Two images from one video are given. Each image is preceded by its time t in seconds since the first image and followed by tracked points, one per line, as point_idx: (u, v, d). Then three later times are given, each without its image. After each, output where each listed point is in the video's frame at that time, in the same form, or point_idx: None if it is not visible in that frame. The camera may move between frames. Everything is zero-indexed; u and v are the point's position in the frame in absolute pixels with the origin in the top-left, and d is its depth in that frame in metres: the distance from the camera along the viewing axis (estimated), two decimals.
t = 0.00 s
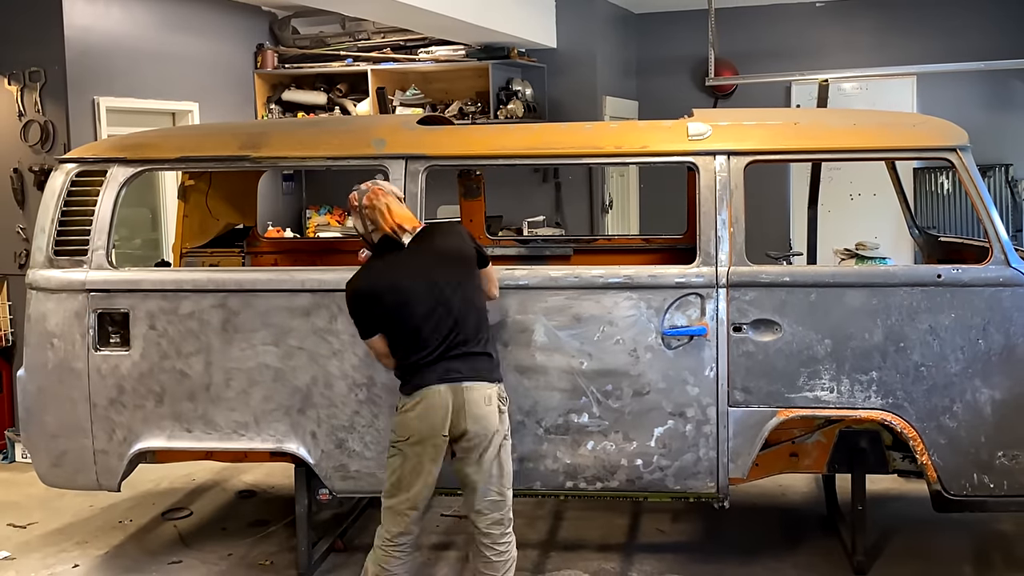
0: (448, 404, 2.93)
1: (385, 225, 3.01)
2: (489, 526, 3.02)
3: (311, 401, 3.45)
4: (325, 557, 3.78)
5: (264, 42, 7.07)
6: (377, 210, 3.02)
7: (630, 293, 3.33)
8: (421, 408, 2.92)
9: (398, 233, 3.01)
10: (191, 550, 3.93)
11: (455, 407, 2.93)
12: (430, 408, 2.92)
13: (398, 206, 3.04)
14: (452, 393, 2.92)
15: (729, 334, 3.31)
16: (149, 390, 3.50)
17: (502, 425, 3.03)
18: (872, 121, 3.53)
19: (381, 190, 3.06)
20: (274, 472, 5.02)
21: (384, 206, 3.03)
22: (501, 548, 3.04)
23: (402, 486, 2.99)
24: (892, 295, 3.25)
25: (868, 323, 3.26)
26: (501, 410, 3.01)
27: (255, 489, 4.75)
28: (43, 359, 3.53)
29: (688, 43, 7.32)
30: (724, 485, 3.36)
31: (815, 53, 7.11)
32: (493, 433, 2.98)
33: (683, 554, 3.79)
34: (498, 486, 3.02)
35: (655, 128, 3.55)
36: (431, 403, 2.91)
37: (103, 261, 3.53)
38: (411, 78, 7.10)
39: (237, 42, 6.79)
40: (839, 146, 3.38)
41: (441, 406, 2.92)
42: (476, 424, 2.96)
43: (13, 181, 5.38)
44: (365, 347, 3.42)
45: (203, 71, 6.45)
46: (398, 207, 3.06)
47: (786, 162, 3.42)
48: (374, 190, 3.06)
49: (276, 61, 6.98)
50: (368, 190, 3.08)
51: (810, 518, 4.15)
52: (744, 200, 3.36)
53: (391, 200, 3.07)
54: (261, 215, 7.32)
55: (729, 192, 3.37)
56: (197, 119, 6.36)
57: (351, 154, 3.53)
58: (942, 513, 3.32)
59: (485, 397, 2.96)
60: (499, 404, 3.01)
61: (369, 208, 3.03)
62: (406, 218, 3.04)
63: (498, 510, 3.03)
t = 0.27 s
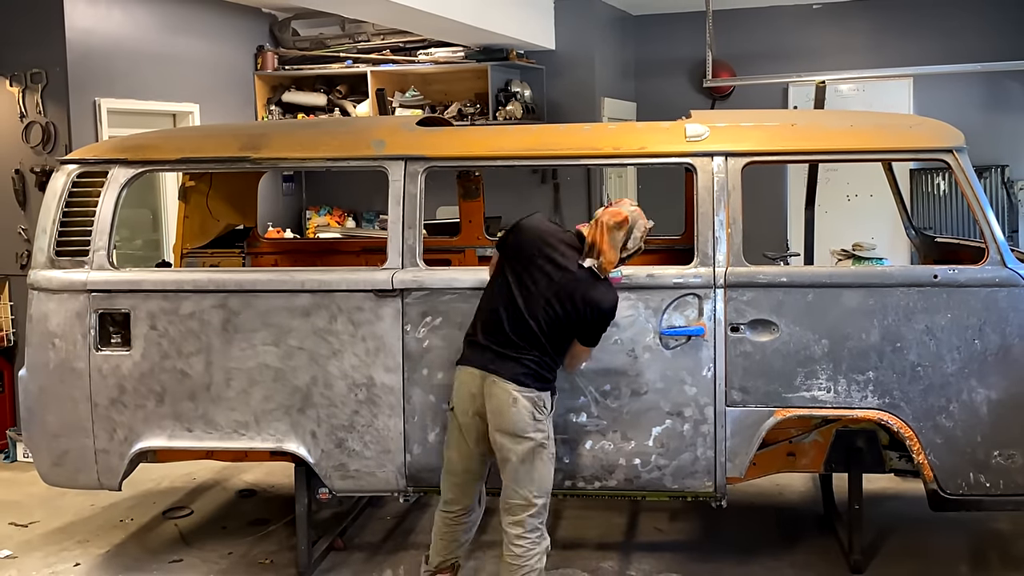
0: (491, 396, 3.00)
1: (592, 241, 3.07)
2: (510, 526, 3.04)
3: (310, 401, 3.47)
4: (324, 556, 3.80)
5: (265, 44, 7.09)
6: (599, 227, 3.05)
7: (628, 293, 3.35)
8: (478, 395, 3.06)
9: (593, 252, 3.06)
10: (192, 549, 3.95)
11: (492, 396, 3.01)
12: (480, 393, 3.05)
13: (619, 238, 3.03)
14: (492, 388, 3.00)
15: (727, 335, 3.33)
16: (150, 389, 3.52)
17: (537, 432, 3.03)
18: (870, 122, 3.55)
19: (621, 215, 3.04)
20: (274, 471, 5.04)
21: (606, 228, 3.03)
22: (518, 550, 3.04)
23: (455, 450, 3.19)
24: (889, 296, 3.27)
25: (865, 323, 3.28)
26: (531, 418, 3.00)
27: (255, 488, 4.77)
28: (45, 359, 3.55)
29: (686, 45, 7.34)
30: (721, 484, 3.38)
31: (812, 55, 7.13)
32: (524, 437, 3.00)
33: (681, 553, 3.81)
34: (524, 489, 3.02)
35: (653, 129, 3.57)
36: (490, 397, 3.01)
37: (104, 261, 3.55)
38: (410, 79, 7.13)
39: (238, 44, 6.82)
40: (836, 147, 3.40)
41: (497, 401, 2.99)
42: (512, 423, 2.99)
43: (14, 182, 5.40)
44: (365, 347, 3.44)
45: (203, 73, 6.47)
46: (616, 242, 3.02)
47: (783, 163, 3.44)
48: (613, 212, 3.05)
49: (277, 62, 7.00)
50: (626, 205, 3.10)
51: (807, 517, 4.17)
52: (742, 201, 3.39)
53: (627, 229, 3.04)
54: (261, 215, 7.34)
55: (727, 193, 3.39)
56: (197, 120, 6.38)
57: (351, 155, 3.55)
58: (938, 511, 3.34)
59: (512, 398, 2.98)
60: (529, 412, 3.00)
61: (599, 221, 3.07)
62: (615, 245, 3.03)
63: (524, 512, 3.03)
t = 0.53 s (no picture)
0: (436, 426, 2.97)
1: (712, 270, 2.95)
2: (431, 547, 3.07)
3: (310, 401, 3.49)
4: (324, 555, 3.82)
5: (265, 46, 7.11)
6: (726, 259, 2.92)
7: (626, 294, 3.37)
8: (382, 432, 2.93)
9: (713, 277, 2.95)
10: (192, 548, 3.97)
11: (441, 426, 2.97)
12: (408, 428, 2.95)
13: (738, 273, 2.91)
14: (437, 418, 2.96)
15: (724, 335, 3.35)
16: (151, 389, 3.54)
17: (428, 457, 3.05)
18: (866, 123, 3.57)
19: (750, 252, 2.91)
20: (275, 470, 5.07)
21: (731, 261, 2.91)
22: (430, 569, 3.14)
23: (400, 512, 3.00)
24: (885, 296, 3.29)
25: (861, 323, 3.30)
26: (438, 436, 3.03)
27: (255, 488, 4.79)
28: (47, 359, 3.57)
29: (685, 46, 7.36)
30: (719, 483, 3.40)
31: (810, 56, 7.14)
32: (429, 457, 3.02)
33: (679, 552, 3.83)
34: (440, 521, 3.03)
35: (651, 131, 3.58)
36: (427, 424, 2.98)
37: (105, 262, 3.57)
38: (410, 81, 7.14)
39: (238, 46, 6.84)
40: (833, 148, 3.42)
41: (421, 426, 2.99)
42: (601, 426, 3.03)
43: (16, 183, 5.43)
44: (365, 347, 3.46)
45: (204, 74, 6.49)
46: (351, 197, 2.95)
47: (780, 164, 3.46)
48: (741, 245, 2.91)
49: (277, 64, 7.01)
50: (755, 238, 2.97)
51: (805, 516, 4.19)
52: (739, 202, 3.41)
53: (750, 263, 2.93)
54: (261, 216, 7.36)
55: (724, 194, 3.41)
56: (198, 121, 6.41)
57: (351, 157, 3.57)
58: (934, 510, 3.36)
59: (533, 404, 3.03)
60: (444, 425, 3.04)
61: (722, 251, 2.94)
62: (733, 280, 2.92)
63: (638, 513, 3.06)
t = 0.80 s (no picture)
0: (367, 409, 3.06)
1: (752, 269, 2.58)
2: (422, 518, 3.12)
3: (311, 400, 3.51)
4: (324, 553, 3.84)
5: (265, 48, 7.13)
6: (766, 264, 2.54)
7: (625, 294, 3.39)
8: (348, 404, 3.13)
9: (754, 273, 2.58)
10: (193, 547, 3.99)
11: (398, 410, 3.05)
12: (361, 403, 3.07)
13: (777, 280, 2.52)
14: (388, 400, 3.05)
15: (722, 335, 3.37)
16: (152, 389, 3.56)
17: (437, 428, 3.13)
18: (864, 125, 3.59)
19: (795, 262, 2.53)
20: (275, 469, 5.09)
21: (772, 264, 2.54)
22: (436, 541, 3.14)
23: (345, 479, 3.18)
24: (882, 296, 3.31)
25: (858, 323, 3.32)
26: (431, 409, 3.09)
27: (255, 487, 4.81)
28: (48, 359, 3.59)
29: (683, 47, 7.38)
30: (717, 482, 3.42)
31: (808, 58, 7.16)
32: (424, 427, 3.07)
33: (677, 551, 3.85)
34: (436, 477, 3.12)
35: (649, 132, 3.61)
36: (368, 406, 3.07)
37: (106, 262, 3.59)
38: (410, 82, 7.15)
39: (239, 48, 6.86)
40: (830, 149, 3.44)
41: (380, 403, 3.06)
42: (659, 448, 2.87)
43: (18, 184, 5.45)
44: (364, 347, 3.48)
45: (204, 76, 6.51)
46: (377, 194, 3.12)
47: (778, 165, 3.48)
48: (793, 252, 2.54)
49: (277, 65, 7.03)
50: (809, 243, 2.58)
51: (802, 515, 4.21)
52: (737, 203, 3.43)
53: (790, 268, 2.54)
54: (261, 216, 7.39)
55: (722, 195, 3.43)
56: (198, 123, 6.43)
57: (351, 158, 3.59)
58: (931, 509, 3.38)
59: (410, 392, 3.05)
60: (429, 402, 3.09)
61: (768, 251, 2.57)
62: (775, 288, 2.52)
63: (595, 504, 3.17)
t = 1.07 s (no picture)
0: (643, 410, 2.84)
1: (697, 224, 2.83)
2: (618, 534, 2.92)
3: (311, 400, 3.53)
4: (324, 552, 3.86)
5: (265, 49, 7.15)
6: (703, 210, 2.79)
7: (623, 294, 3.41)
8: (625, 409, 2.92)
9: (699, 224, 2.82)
10: (193, 546, 4.01)
11: (634, 410, 2.87)
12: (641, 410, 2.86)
13: (721, 216, 2.76)
14: (637, 401, 2.86)
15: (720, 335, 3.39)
16: (153, 389, 3.58)
17: (719, 444, 2.87)
18: (861, 126, 3.61)
19: (722, 195, 2.79)
20: (275, 468, 5.11)
21: (710, 209, 2.78)
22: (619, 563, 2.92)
23: (616, 487, 2.93)
24: (879, 297, 3.34)
25: (855, 323, 3.34)
26: (715, 426, 2.84)
27: (256, 486, 4.83)
28: (50, 359, 3.61)
29: (681, 49, 7.40)
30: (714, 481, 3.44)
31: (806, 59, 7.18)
32: (712, 441, 2.84)
33: (675, 549, 3.87)
34: (714, 495, 2.88)
35: (647, 133, 3.63)
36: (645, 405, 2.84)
37: (107, 262, 3.61)
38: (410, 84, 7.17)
39: (239, 50, 6.88)
40: (827, 150, 3.46)
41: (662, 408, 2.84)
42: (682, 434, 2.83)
43: (20, 185, 5.48)
44: (364, 347, 3.50)
45: (204, 77, 6.53)
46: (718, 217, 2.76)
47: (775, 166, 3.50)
48: (717, 191, 2.80)
49: (277, 67, 7.06)
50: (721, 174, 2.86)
51: (800, 514, 4.23)
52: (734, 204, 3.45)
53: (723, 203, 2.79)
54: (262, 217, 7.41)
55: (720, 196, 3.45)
56: (199, 124, 6.46)
57: (350, 159, 3.61)
58: (927, 508, 3.40)
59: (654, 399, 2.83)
60: (715, 416, 2.85)
61: (695, 201, 2.85)
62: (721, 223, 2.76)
63: (711, 522, 2.89)
